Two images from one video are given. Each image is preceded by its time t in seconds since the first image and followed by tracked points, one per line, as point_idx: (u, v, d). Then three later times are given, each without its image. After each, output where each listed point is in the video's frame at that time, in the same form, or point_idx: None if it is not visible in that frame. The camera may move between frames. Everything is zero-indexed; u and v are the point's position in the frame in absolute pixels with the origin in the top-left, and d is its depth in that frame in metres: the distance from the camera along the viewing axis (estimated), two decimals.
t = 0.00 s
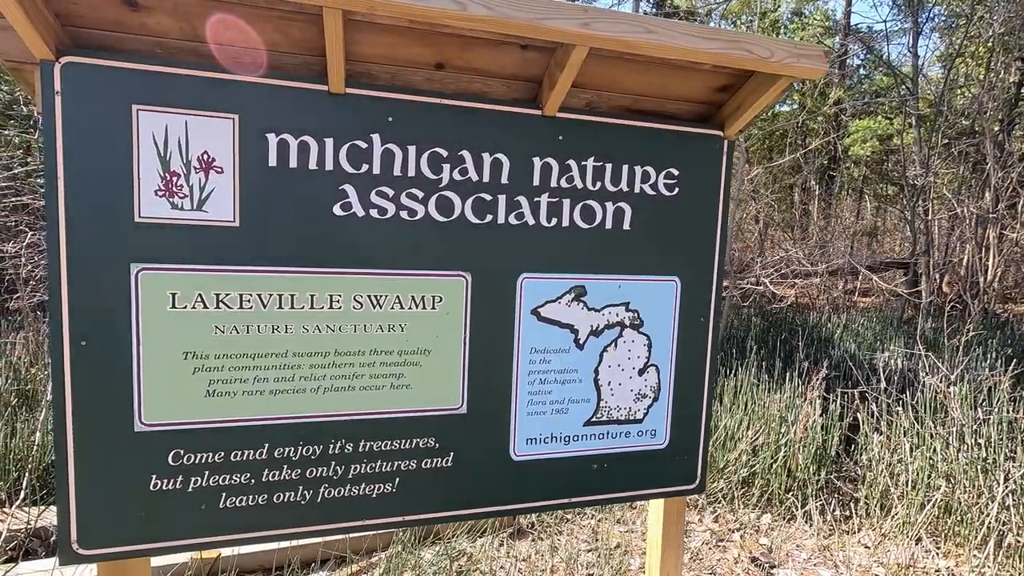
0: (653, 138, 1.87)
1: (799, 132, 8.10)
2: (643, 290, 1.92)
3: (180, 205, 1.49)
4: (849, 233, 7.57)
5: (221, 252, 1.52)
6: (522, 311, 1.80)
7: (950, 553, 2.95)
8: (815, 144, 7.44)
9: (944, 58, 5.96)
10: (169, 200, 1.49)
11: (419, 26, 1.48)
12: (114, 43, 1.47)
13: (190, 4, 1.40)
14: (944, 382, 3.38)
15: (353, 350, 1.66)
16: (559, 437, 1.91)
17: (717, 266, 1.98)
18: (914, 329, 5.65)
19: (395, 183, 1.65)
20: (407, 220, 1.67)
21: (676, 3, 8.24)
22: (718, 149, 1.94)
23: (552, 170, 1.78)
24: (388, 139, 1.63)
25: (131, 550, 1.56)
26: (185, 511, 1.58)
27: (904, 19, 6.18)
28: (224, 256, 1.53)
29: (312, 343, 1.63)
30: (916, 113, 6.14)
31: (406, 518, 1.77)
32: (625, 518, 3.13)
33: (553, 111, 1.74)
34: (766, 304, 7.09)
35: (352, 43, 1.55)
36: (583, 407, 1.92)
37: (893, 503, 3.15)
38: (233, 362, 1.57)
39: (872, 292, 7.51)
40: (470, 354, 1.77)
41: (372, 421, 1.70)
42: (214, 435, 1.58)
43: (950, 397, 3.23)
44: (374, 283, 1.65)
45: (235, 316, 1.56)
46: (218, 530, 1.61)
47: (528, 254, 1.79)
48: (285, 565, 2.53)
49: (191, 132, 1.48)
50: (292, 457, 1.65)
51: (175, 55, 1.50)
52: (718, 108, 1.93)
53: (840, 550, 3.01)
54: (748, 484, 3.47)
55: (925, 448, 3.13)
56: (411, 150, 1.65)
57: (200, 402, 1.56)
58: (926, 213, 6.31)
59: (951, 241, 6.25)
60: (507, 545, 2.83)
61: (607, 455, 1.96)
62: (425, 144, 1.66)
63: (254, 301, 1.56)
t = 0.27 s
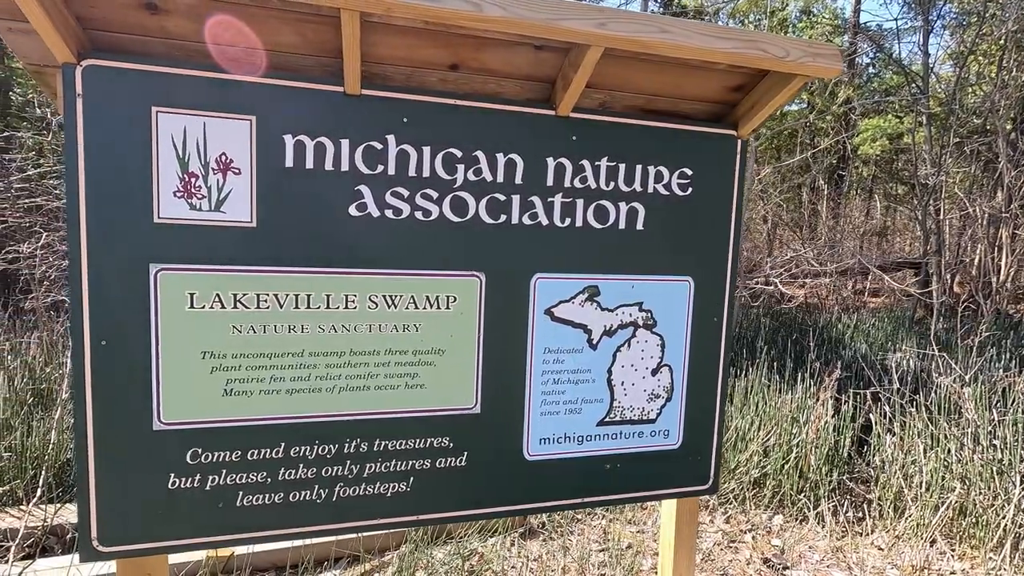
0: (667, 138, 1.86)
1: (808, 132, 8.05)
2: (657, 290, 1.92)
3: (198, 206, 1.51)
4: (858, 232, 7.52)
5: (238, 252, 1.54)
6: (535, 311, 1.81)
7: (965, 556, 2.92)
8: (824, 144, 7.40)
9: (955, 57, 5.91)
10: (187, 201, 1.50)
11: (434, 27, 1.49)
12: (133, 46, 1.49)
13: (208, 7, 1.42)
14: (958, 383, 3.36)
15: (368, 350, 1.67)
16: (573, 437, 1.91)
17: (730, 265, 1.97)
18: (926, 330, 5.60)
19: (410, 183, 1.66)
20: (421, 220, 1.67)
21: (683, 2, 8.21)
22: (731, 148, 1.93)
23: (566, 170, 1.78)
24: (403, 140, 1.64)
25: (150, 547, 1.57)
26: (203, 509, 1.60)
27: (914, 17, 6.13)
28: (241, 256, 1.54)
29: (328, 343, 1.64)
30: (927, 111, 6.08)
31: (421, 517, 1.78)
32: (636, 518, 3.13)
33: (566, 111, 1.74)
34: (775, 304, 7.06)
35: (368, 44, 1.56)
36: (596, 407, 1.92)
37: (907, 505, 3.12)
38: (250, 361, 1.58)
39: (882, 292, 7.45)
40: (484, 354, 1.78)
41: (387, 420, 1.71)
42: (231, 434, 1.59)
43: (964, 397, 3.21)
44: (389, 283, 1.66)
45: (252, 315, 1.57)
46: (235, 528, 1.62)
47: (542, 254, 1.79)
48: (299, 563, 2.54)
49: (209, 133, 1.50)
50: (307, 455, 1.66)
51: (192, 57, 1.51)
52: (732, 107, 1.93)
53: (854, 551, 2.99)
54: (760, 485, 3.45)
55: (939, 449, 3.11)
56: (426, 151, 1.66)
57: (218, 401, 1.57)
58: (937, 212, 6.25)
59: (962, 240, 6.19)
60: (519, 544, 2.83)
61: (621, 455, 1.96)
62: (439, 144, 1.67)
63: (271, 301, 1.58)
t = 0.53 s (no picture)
0: (681, 139, 1.86)
1: (818, 132, 8.00)
2: (670, 291, 1.92)
3: (217, 208, 1.53)
4: (869, 232, 7.47)
5: (256, 253, 1.55)
6: (549, 311, 1.81)
7: (981, 558, 2.88)
8: (834, 144, 7.36)
9: (966, 55, 5.86)
10: (207, 203, 1.52)
11: (451, 29, 1.50)
12: (154, 50, 1.51)
13: (228, 11, 1.43)
14: (972, 384, 3.35)
15: (384, 350, 1.68)
16: (586, 437, 1.91)
17: (744, 266, 1.97)
18: (938, 331, 5.56)
19: (425, 184, 1.67)
20: (436, 221, 1.68)
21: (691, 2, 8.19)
22: (745, 149, 1.93)
23: (580, 171, 1.79)
24: (419, 141, 1.65)
25: (169, 544, 1.59)
26: (221, 508, 1.61)
27: (924, 15, 6.08)
28: (259, 257, 1.56)
29: (344, 343, 1.65)
30: (939, 110, 6.04)
31: (435, 517, 1.79)
32: (647, 519, 3.13)
33: (581, 112, 1.75)
34: (785, 305, 7.03)
35: (384, 47, 1.57)
36: (610, 407, 1.92)
37: (921, 506, 3.08)
38: (268, 361, 1.60)
39: (893, 292, 7.40)
40: (498, 354, 1.79)
41: (402, 420, 1.73)
42: (249, 433, 1.61)
43: (979, 399, 3.20)
44: (405, 283, 1.67)
45: (270, 316, 1.59)
46: (253, 526, 1.64)
47: (556, 255, 1.79)
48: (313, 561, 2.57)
49: (228, 136, 1.52)
50: (324, 455, 1.67)
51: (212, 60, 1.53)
52: (746, 107, 1.92)
53: (867, 553, 2.96)
54: (771, 486, 3.44)
55: (954, 451, 3.09)
56: (441, 152, 1.67)
57: (237, 400, 1.59)
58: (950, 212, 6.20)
59: (975, 241, 6.15)
60: (530, 544, 2.84)
61: (634, 455, 1.96)
62: (454, 145, 1.68)
63: (288, 301, 1.59)
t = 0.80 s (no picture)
0: (694, 139, 1.86)
1: (828, 131, 7.95)
2: (683, 291, 1.92)
3: (235, 209, 1.54)
4: (880, 232, 7.42)
5: (273, 253, 1.57)
6: (563, 312, 1.82)
7: (996, 561, 2.86)
8: (845, 144, 7.32)
9: (979, 53, 5.80)
10: (225, 205, 1.54)
11: (466, 31, 1.51)
12: (173, 53, 1.52)
13: (247, 14, 1.45)
14: (987, 386, 3.32)
15: (398, 350, 1.70)
16: (599, 438, 1.91)
17: (757, 267, 1.96)
18: (951, 331, 5.50)
19: (440, 186, 1.68)
20: (451, 222, 1.69)
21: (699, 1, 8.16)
22: (759, 149, 1.93)
23: (593, 172, 1.79)
24: (434, 143, 1.66)
25: (188, 542, 1.61)
26: (238, 506, 1.63)
27: (936, 13, 6.03)
28: (277, 257, 1.57)
29: (359, 343, 1.66)
30: (952, 109, 5.98)
31: (449, 516, 1.80)
32: (658, 520, 3.12)
33: (594, 114, 1.75)
34: (795, 305, 6.98)
35: (399, 49, 1.58)
36: (623, 408, 1.92)
37: (936, 509, 3.06)
38: (285, 361, 1.62)
39: (905, 292, 7.34)
40: (512, 354, 1.79)
41: (417, 419, 1.74)
42: (267, 432, 1.62)
43: (995, 401, 3.17)
44: (420, 284, 1.68)
45: (287, 316, 1.60)
46: (270, 524, 1.65)
47: (569, 255, 1.80)
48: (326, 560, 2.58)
49: (246, 138, 1.53)
50: (339, 454, 1.68)
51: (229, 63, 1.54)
52: (759, 108, 1.92)
53: (881, 556, 2.94)
54: (783, 488, 3.43)
55: (969, 453, 3.07)
56: (456, 154, 1.68)
57: (254, 400, 1.61)
58: (962, 212, 6.15)
59: (988, 241, 6.09)
60: (541, 544, 2.85)
61: (647, 456, 1.96)
62: (469, 147, 1.69)
63: (305, 302, 1.61)
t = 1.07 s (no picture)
0: (709, 139, 1.85)
1: (840, 130, 7.89)
2: (698, 291, 1.91)
3: (253, 210, 1.56)
4: (893, 232, 7.34)
5: (291, 253, 1.58)
6: (577, 312, 1.82)
7: (1016, 566, 2.81)
8: (857, 143, 7.25)
9: (996, 50, 5.73)
10: (244, 205, 1.55)
11: (482, 32, 1.52)
12: (194, 55, 1.54)
13: (266, 17, 1.46)
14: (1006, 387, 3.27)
15: (414, 350, 1.71)
16: (614, 438, 1.91)
17: (773, 267, 1.95)
18: (967, 332, 5.44)
19: (456, 186, 1.69)
20: (467, 223, 1.70)
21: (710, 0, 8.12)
22: (775, 148, 1.91)
23: (608, 172, 1.79)
24: (450, 144, 1.67)
25: (207, 539, 1.63)
26: (256, 504, 1.65)
27: (951, 10, 5.96)
28: (294, 258, 1.59)
29: (375, 343, 1.68)
30: (967, 108, 5.91)
31: (464, 515, 1.80)
32: (671, 521, 3.10)
33: (609, 113, 1.75)
34: (808, 306, 6.93)
35: (416, 50, 1.59)
36: (637, 408, 1.92)
37: (954, 512, 3.02)
38: (302, 360, 1.63)
39: (919, 293, 7.26)
40: (526, 354, 1.80)
41: (432, 419, 1.75)
42: (284, 431, 1.64)
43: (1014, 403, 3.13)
44: (435, 284, 1.69)
45: (304, 315, 1.62)
46: (287, 522, 1.67)
47: (584, 255, 1.80)
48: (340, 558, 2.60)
49: (265, 139, 1.55)
50: (356, 453, 1.70)
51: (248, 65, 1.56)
52: (775, 107, 1.91)
53: (897, 559, 2.92)
54: (797, 489, 3.40)
55: (987, 455, 3.03)
56: (471, 154, 1.69)
57: (272, 398, 1.62)
58: (978, 212, 6.07)
59: (1005, 240, 6.01)
60: (554, 545, 2.85)
61: (662, 456, 1.96)
62: (485, 148, 1.69)
63: (322, 301, 1.62)
